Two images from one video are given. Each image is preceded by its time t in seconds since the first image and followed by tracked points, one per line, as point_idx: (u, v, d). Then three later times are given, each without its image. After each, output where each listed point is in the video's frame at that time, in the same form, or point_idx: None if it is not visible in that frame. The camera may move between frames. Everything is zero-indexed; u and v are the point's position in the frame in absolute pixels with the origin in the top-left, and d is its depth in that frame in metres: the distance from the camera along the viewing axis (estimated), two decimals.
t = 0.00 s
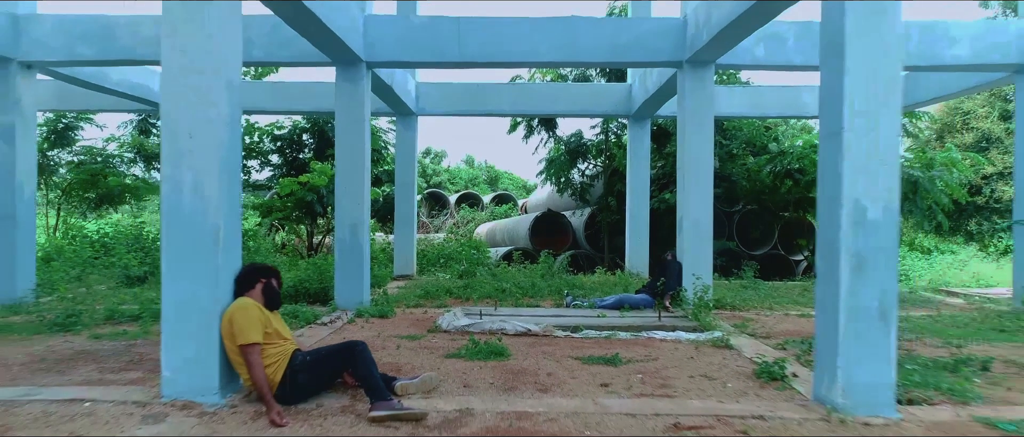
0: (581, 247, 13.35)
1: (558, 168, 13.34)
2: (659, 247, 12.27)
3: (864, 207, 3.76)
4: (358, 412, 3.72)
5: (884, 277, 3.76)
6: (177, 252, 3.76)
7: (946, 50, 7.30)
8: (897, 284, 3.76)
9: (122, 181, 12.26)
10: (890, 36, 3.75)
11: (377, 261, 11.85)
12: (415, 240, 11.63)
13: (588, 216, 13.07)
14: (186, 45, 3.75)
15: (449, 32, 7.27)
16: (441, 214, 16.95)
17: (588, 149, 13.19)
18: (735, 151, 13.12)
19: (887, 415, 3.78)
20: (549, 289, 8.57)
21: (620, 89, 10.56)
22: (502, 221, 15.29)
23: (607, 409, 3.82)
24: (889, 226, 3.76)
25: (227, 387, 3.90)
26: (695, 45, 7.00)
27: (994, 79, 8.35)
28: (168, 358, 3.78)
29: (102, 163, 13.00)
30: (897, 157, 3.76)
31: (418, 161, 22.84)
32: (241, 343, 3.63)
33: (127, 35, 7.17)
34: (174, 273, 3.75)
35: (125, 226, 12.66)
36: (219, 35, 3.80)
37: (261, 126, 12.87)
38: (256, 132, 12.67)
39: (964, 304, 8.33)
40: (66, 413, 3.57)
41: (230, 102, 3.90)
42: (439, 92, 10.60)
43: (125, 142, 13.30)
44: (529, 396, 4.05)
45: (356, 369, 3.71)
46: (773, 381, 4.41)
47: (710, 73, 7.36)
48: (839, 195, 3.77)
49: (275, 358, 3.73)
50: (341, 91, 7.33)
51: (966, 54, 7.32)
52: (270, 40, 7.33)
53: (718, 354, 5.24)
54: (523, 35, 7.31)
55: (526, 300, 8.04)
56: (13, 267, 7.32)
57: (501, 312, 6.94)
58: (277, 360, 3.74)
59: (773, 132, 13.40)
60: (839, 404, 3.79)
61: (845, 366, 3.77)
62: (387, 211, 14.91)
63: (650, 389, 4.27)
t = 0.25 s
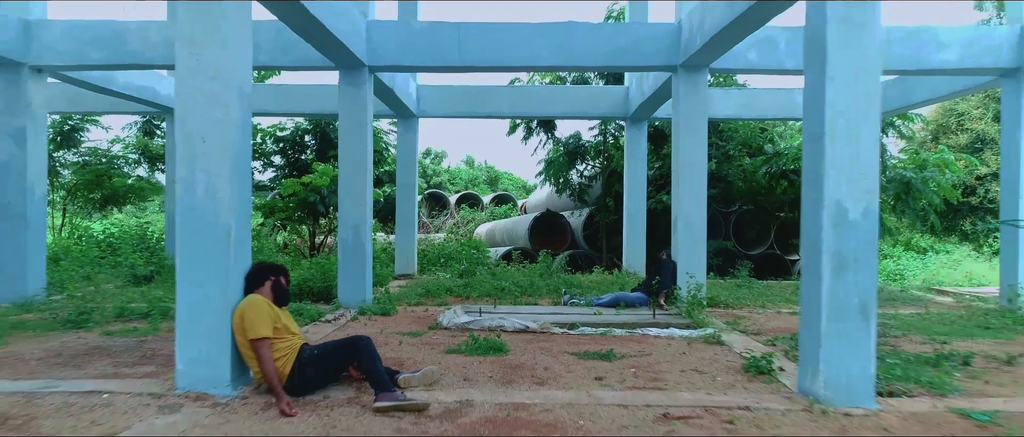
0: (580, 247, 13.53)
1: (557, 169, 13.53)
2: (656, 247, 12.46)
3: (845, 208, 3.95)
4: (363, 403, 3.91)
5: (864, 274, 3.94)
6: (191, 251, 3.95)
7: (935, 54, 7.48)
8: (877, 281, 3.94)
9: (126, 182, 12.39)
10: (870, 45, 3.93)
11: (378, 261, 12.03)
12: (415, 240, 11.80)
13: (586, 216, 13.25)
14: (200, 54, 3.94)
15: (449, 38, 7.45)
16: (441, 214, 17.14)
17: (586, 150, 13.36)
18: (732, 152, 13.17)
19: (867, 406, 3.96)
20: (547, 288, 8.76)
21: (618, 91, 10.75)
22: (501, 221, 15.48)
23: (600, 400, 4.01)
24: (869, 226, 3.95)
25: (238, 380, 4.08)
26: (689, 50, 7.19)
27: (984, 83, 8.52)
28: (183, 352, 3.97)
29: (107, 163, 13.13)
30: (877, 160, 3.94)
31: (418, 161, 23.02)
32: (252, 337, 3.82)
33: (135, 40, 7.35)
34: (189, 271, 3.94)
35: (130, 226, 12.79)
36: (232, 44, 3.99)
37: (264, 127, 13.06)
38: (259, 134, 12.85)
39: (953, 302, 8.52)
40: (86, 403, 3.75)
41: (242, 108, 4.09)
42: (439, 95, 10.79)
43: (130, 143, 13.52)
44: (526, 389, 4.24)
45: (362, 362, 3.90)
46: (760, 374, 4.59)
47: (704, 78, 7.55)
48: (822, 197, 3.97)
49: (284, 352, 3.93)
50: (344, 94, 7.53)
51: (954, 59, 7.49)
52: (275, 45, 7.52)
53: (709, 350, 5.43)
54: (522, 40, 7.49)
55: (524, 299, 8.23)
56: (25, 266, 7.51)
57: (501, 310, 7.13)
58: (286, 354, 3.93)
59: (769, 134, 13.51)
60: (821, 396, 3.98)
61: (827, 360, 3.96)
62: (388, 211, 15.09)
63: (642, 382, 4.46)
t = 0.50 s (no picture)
0: (579, 247, 13.60)
1: (557, 169, 13.61)
2: (654, 247, 12.53)
3: (838, 208, 4.02)
4: (365, 400, 3.98)
5: (857, 273, 4.02)
6: (195, 251, 4.02)
7: (930, 55, 7.55)
8: (870, 280, 4.02)
9: (128, 182, 12.49)
10: (863, 48, 4.00)
11: (379, 260, 12.10)
12: (416, 239, 11.87)
13: (585, 216, 13.32)
14: (205, 57, 4.01)
15: (449, 39, 7.53)
16: (441, 214, 17.22)
17: (586, 150, 13.43)
18: (730, 152, 13.25)
19: (859, 403, 4.04)
20: (546, 287, 8.84)
21: (617, 92, 10.81)
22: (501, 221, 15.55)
23: (598, 397, 4.09)
24: (862, 226, 4.02)
25: (242, 376, 4.16)
26: (687, 52, 7.26)
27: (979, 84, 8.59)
28: (188, 350, 4.04)
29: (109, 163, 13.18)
30: (869, 160, 4.02)
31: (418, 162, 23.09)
32: (256, 335, 3.89)
33: (138, 41, 7.43)
34: (193, 270, 4.02)
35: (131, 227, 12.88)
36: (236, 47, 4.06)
37: (264, 128, 13.15)
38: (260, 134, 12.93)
39: (948, 302, 8.59)
40: (93, 399, 3.83)
41: (245, 110, 4.17)
42: (440, 95, 10.86)
43: (132, 144, 13.63)
44: (525, 386, 4.32)
45: (363, 359, 3.97)
46: (755, 372, 4.67)
47: (701, 79, 7.63)
48: (815, 197, 4.04)
49: (287, 349, 4.00)
50: (345, 95, 7.60)
51: (948, 61, 7.57)
52: (277, 47, 7.60)
53: (706, 348, 5.51)
54: (520, 42, 7.57)
55: (524, 298, 8.30)
56: (29, 265, 7.59)
57: (500, 309, 7.21)
58: (289, 351, 4.01)
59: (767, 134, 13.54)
60: (814, 392, 4.06)
61: (820, 357, 4.04)
62: (388, 211, 15.16)
63: (639, 379, 4.54)
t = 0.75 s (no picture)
0: (578, 246, 13.80)
1: (555, 170, 13.79)
2: (652, 246, 12.72)
3: (822, 209, 4.21)
4: (370, 391, 4.17)
5: (839, 271, 4.21)
6: (208, 250, 4.21)
7: (919, 59, 7.75)
8: (851, 277, 4.21)
9: (132, 182, 12.63)
10: (845, 57, 4.20)
11: (380, 260, 12.28)
12: (416, 239, 12.05)
13: (584, 216, 13.52)
14: (217, 64, 4.21)
15: (450, 43, 7.71)
16: (441, 214, 17.41)
17: (584, 151, 13.62)
18: (727, 154, 13.45)
19: (841, 394, 4.23)
20: (545, 285, 9.04)
21: (614, 94, 11.00)
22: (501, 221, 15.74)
23: (592, 389, 4.28)
24: (844, 225, 4.21)
25: (252, 369, 4.34)
26: (681, 57, 7.44)
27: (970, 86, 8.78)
28: (200, 344, 4.24)
29: (114, 163, 13.36)
30: (850, 163, 4.21)
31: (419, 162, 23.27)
32: (266, 329, 4.08)
33: (146, 46, 7.62)
34: (206, 268, 4.21)
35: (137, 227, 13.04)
36: (246, 55, 4.25)
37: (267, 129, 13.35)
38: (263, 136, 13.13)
39: (938, 300, 8.78)
40: (111, 390, 4.01)
41: (255, 115, 4.35)
42: (441, 98, 11.04)
43: (137, 144, 13.77)
44: (522, 379, 4.51)
45: (368, 352, 4.16)
46: (744, 366, 4.86)
47: (695, 82, 7.81)
48: (799, 198, 4.23)
49: (295, 343, 4.19)
50: (348, 98, 7.79)
51: (937, 64, 7.75)
52: (283, 50, 7.78)
53: (698, 344, 5.70)
54: (518, 45, 7.75)
55: (522, 296, 8.49)
56: (40, 263, 7.78)
57: (499, 306, 7.40)
58: (297, 345, 4.19)
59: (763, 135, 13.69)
60: (799, 385, 4.25)
61: (804, 351, 4.23)
62: (389, 211, 15.35)
63: (631, 372, 4.73)
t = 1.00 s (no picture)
0: (576, 246, 13.92)
1: (554, 170, 13.89)
2: (649, 246, 12.84)
3: (811, 208, 4.33)
4: (372, 387, 4.28)
5: (828, 269, 4.33)
6: (215, 249, 4.33)
7: (911, 61, 7.88)
8: (840, 275, 4.33)
9: (134, 182, 12.70)
10: (833, 62, 4.31)
11: (380, 259, 12.39)
12: (416, 239, 12.15)
13: (582, 216, 13.64)
14: (223, 68, 4.32)
15: (450, 45, 7.82)
16: (441, 215, 17.52)
17: (583, 151, 13.76)
18: (724, 154, 13.47)
19: (830, 389, 4.34)
20: (543, 284, 9.16)
21: (612, 95, 11.11)
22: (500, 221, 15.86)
23: (588, 384, 4.39)
24: (833, 225, 4.33)
25: (256, 365, 4.45)
26: (677, 59, 7.54)
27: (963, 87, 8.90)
28: (206, 340, 4.35)
29: (116, 163, 13.46)
30: (839, 164, 4.32)
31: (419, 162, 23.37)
32: (271, 326, 4.19)
33: (150, 49, 7.73)
34: (212, 267, 4.32)
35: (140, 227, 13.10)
36: (252, 59, 4.37)
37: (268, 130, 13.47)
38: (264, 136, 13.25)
39: (931, 299, 8.89)
40: (120, 386, 4.13)
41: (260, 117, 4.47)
42: (441, 99, 11.16)
43: (139, 144, 13.85)
44: (520, 375, 4.62)
45: (370, 348, 4.28)
46: (737, 363, 4.98)
47: (692, 84, 7.92)
48: (790, 198, 4.35)
49: (299, 340, 4.30)
50: (349, 100, 7.91)
51: (929, 66, 7.87)
52: (286, 53, 7.90)
53: (693, 341, 5.82)
54: (517, 48, 7.86)
55: (521, 295, 8.61)
56: (46, 262, 7.90)
57: (498, 305, 7.52)
58: (301, 341, 4.30)
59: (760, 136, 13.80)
60: (789, 380, 4.36)
61: (795, 347, 4.34)
62: (389, 211, 15.46)
63: (627, 369, 4.85)
